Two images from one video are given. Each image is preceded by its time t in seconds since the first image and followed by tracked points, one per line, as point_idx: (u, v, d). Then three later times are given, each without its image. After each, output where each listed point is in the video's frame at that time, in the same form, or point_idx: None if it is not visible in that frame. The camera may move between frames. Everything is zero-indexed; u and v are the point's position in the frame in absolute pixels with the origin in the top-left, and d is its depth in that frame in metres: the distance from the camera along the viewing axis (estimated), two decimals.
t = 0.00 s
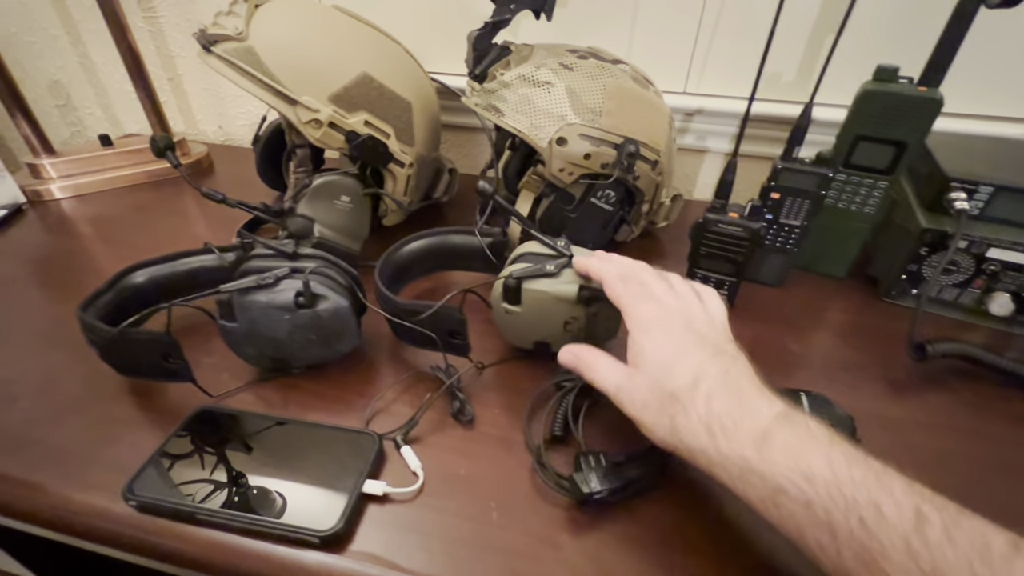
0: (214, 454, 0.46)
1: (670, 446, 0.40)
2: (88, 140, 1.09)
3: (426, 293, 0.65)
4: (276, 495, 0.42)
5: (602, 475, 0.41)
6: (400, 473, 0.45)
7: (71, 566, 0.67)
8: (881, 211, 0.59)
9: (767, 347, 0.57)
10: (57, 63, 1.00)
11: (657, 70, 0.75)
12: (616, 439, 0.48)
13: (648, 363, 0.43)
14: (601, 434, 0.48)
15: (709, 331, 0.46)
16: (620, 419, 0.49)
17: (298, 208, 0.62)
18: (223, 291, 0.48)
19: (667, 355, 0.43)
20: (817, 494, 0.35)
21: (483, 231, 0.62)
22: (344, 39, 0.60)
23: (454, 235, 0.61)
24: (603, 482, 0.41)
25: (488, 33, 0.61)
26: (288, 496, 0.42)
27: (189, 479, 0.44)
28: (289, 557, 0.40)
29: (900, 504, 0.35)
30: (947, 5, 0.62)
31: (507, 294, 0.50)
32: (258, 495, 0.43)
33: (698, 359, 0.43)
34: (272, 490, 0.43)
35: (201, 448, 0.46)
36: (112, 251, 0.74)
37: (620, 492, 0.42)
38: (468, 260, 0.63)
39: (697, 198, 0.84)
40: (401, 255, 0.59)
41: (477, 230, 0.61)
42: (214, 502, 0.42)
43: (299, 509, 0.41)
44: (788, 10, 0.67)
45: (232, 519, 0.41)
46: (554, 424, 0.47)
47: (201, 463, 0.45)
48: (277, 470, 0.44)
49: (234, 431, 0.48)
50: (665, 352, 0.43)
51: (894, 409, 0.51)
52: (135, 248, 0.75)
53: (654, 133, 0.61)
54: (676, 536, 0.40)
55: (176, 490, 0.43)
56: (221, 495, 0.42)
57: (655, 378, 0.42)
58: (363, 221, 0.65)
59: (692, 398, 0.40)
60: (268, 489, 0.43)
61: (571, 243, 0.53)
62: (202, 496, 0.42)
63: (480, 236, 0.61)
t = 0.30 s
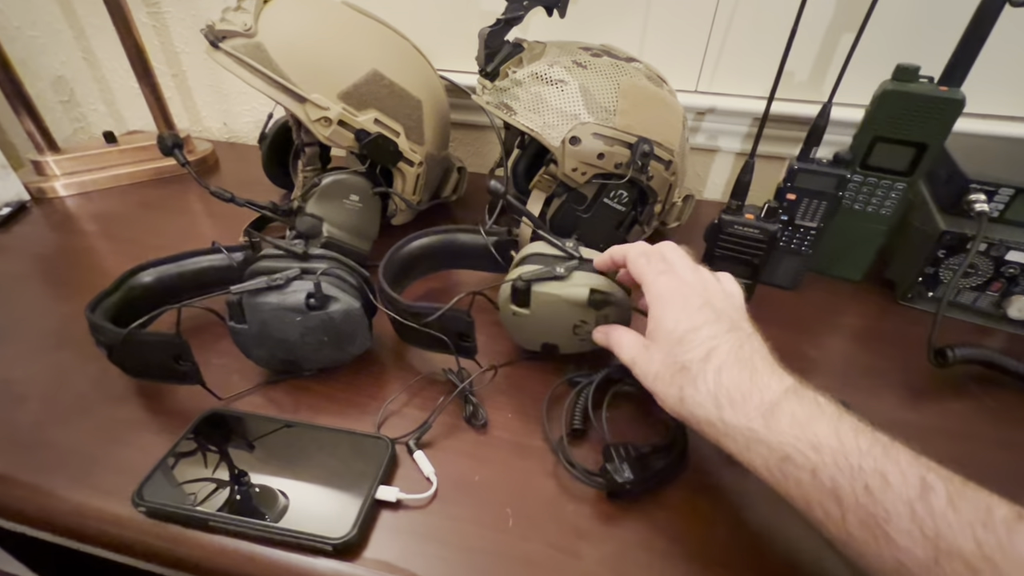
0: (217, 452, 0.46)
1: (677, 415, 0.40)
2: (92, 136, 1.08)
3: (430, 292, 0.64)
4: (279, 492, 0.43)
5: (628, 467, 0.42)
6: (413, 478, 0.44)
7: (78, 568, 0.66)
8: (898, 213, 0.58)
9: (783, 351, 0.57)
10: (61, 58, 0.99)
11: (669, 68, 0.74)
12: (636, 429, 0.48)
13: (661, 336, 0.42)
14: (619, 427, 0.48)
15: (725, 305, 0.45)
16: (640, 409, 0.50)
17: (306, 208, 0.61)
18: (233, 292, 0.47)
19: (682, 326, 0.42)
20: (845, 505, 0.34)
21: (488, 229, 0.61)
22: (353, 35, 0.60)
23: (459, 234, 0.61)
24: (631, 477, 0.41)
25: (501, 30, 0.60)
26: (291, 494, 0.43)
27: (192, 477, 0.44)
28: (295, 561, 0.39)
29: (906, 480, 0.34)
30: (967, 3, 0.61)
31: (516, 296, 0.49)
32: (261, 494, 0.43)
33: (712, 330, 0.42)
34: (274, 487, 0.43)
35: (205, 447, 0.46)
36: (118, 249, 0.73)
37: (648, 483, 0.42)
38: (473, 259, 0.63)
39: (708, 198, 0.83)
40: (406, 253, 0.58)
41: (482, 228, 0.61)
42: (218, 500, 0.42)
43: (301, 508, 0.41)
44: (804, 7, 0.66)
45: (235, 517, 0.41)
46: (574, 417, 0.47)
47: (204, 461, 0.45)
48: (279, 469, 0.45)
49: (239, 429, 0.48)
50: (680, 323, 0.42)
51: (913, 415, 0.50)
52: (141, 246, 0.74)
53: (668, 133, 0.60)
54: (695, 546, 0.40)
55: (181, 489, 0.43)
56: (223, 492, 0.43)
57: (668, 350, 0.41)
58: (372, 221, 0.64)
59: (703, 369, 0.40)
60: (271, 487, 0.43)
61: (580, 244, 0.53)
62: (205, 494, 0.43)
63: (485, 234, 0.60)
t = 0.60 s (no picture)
0: (214, 450, 0.46)
1: (696, 427, 0.40)
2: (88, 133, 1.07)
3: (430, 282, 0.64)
4: (276, 491, 0.43)
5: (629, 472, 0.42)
6: (412, 477, 0.44)
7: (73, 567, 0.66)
8: (897, 213, 0.58)
9: (782, 351, 0.57)
10: (57, 54, 0.98)
11: (669, 66, 0.74)
12: (632, 430, 0.48)
13: (680, 347, 0.42)
14: (616, 429, 0.48)
15: (742, 319, 0.45)
16: (635, 409, 0.50)
17: (305, 205, 0.61)
18: (231, 290, 0.47)
19: (702, 338, 0.42)
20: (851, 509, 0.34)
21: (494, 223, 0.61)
22: (352, 31, 0.59)
23: (463, 223, 0.61)
24: (632, 478, 0.41)
25: (501, 27, 0.60)
26: (289, 492, 0.43)
27: (189, 475, 0.44)
28: (293, 559, 0.39)
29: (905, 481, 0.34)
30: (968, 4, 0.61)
31: (501, 290, 0.50)
32: (258, 492, 0.43)
33: (732, 343, 0.42)
34: (271, 486, 0.43)
35: (202, 445, 0.46)
36: (115, 246, 0.73)
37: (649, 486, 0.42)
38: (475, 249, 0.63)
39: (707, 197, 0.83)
40: (411, 241, 0.59)
41: (488, 221, 0.61)
42: (215, 499, 0.42)
43: (299, 507, 0.41)
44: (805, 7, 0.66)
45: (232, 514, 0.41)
46: (573, 419, 0.47)
47: (202, 460, 0.45)
48: (276, 468, 0.45)
49: (235, 427, 0.47)
50: (699, 335, 0.42)
51: (913, 415, 0.50)
52: (138, 243, 0.74)
53: (669, 131, 0.60)
54: (694, 547, 0.40)
55: (178, 488, 0.42)
56: (220, 490, 0.42)
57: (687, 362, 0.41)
58: (372, 218, 0.64)
59: (723, 381, 0.40)
60: (268, 486, 0.43)
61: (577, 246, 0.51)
62: (202, 492, 0.42)
63: (492, 227, 0.60)
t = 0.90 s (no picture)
0: (219, 447, 0.46)
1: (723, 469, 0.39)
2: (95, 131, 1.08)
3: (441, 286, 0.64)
4: (280, 489, 0.43)
5: (605, 491, 0.40)
6: (415, 476, 0.44)
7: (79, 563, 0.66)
8: (904, 213, 0.58)
9: (787, 351, 0.56)
10: (64, 53, 0.99)
11: (674, 65, 0.74)
12: (626, 446, 0.46)
13: (706, 382, 0.41)
14: (610, 444, 0.46)
15: (759, 349, 0.45)
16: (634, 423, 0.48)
17: (309, 203, 0.61)
18: (235, 288, 0.47)
19: (727, 374, 0.41)
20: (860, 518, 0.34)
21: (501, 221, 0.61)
22: (357, 30, 0.59)
23: (468, 221, 0.61)
24: (607, 497, 0.39)
25: (506, 26, 0.60)
26: (293, 490, 0.43)
27: (194, 472, 0.44)
28: (295, 556, 0.39)
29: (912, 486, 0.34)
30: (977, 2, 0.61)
31: (497, 288, 0.50)
32: (262, 490, 0.43)
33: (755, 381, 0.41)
34: (275, 484, 0.43)
35: (206, 442, 0.46)
36: (121, 245, 0.73)
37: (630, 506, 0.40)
38: (482, 246, 0.63)
39: (712, 197, 0.83)
40: (416, 239, 0.59)
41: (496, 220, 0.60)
42: (219, 496, 0.42)
43: (302, 505, 0.41)
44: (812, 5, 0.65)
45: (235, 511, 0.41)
46: (562, 430, 0.46)
47: (206, 457, 0.45)
48: (280, 466, 0.45)
49: (238, 424, 0.48)
50: (724, 372, 0.41)
51: (919, 416, 0.50)
52: (143, 241, 0.74)
53: (673, 130, 0.59)
54: (698, 548, 0.39)
55: (182, 485, 0.43)
56: (225, 488, 0.42)
57: (715, 399, 0.40)
58: (376, 217, 0.64)
59: (751, 420, 0.39)
60: (272, 484, 0.43)
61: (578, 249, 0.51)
62: (207, 490, 0.42)
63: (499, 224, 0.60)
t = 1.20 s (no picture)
0: (218, 446, 0.46)
1: (750, 540, 0.36)
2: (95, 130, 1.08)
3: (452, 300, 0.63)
4: (280, 488, 0.43)
5: (595, 507, 0.39)
6: (413, 477, 0.44)
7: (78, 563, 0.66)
8: (904, 214, 0.58)
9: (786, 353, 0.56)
10: (64, 52, 0.99)
11: (674, 66, 0.74)
12: (641, 474, 0.45)
13: (737, 452, 0.36)
14: (625, 471, 0.45)
15: (793, 407, 0.39)
16: (655, 452, 0.46)
17: (308, 203, 0.61)
18: (233, 288, 0.47)
19: (760, 442, 0.36)
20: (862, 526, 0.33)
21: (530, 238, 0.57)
22: (356, 30, 0.59)
23: (490, 233, 0.58)
24: (595, 515, 0.38)
25: (505, 26, 0.60)
26: (292, 489, 0.43)
27: (193, 471, 0.44)
28: (294, 556, 0.39)
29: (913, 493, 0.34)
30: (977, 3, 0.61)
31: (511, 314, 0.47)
32: (261, 489, 0.43)
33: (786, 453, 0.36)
34: (275, 482, 0.43)
35: (205, 441, 0.46)
36: (120, 244, 0.73)
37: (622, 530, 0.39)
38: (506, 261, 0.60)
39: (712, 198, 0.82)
40: (434, 251, 0.57)
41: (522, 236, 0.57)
42: (218, 495, 0.42)
43: (301, 503, 0.41)
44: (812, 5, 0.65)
45: (235, 511, 0.41)
46: (578, 440, 0.46)
47: (205, 456, 0.45)
48: (279, 465, 0.45)
49: (238, 424, 0.48)
50: (757, 441, 0.36)
51: (918, 419, 0.50)
52: (143, 241, 0.74)
53: (673, 131, 0.59)
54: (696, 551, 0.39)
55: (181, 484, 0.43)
56: (224, 487, 0.42)
57: (745, 472, 0.35)
58: (374, 217, 0.64)
59: (784, 500, 0.35)
60: (272, 482, 0.43)
61: (602, 280, 0.47)
62: (206, 489, 0.42)
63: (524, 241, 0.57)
